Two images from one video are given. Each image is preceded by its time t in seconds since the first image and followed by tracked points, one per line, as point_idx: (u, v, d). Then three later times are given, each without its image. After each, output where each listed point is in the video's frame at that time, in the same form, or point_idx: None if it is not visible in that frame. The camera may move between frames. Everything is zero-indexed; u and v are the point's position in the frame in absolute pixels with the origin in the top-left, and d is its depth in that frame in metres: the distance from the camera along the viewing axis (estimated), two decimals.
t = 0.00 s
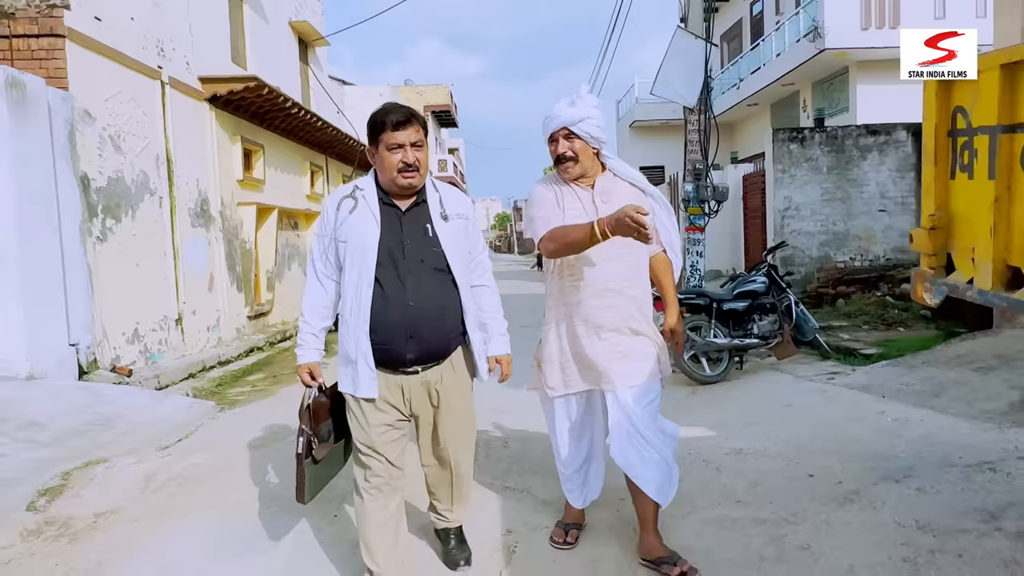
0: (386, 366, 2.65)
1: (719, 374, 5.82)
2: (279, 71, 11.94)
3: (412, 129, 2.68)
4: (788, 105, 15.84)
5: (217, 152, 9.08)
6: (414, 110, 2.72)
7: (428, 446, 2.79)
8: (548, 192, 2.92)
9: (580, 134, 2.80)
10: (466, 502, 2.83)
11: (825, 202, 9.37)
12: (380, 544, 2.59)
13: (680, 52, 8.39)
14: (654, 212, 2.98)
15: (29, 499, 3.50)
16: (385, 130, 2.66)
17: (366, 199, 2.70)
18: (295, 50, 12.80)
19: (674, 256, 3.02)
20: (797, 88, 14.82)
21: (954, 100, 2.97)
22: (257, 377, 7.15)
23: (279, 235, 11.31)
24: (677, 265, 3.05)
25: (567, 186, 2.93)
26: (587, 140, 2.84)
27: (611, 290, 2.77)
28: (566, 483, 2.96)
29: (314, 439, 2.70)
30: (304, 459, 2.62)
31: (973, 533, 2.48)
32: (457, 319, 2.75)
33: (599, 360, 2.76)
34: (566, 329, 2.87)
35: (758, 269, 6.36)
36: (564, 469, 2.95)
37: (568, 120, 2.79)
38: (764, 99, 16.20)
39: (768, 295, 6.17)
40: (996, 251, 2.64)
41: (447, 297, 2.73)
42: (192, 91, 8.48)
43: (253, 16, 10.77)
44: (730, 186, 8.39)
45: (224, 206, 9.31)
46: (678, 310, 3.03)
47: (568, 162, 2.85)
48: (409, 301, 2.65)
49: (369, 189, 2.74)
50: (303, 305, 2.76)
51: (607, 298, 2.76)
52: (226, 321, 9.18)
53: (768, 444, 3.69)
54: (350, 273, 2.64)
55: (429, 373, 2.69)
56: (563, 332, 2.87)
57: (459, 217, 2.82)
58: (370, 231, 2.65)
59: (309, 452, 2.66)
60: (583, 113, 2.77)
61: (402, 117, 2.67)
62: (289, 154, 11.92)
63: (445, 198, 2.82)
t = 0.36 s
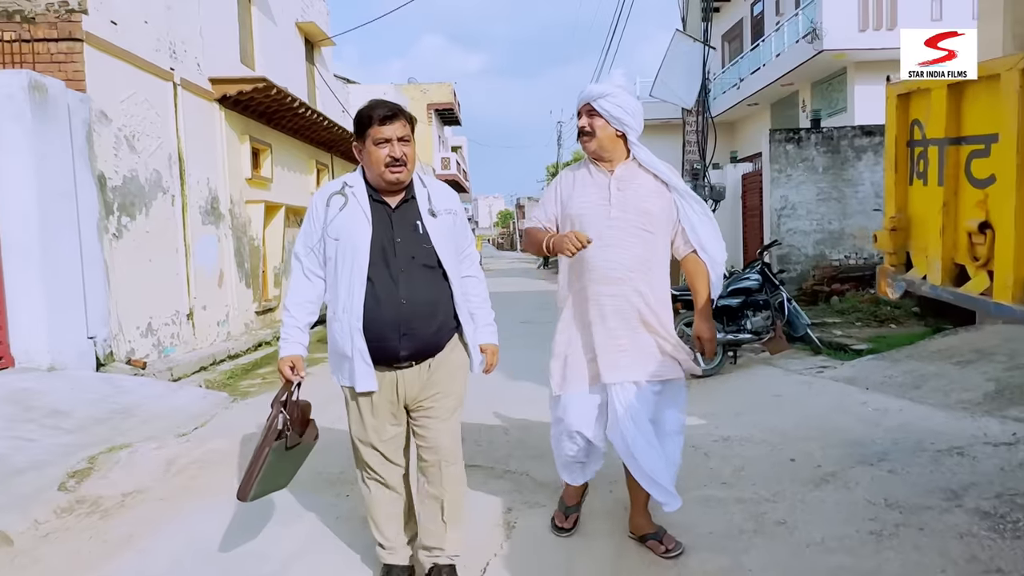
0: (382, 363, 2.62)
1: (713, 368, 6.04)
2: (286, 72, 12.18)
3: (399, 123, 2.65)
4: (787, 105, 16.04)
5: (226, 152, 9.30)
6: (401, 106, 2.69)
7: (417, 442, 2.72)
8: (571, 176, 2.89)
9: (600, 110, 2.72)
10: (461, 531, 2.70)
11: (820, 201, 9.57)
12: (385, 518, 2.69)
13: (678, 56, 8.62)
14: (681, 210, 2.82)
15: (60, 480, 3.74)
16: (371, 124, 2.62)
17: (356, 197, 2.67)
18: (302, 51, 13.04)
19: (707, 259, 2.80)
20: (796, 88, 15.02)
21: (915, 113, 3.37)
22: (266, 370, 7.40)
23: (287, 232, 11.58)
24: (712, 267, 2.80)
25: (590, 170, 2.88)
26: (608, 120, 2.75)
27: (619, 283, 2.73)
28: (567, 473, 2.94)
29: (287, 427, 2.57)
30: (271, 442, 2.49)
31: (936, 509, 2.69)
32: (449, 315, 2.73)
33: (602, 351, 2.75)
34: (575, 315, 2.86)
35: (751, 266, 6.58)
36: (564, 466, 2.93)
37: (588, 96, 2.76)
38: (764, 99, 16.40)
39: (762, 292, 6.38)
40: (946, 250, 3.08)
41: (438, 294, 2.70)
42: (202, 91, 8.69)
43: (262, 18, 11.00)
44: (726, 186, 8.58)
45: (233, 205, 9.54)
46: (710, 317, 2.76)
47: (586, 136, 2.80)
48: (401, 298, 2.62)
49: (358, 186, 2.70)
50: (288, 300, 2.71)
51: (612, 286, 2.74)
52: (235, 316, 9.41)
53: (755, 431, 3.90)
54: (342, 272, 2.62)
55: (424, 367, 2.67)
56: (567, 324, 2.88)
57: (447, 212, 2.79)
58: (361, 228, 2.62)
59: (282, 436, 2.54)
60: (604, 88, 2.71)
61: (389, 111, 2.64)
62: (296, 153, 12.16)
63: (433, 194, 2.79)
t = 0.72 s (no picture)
0: (380, 356, 2.69)
1: (706, 361, 6.27)
2: (291, 70, 12.40)
3: (424, 124, 2.70)
4: (785, 104, 16.25)
5: (233, 149, 9.51)
6: (426, 107, 2.74)
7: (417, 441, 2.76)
8: (551, 185, 2.93)
9: (578, 117, 2.74)
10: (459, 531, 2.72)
11: (814, 200, 9.79)
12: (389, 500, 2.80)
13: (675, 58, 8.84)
14: (658, 218, 2.92)
15: (86, 462, 3.97)
16: (396, 124, 2.67)
17: (375, 190, 2.76)
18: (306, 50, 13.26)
19: (685, 263, 2.93)
20: (794, 88, 15.23)
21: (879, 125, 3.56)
22: (274, 362, 7.63)
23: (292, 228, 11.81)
24: (691, 272, 2.93)
25: (567, 180, 2.91)
26: (587, 127, 2.79)
27: (601, 288, 2.76)
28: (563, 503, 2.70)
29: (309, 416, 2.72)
30: (295, 431, 2.62)
31: (902, 488, 2.92)
32: (457, 311, 2.76)
33: (586, 356, 2.75)
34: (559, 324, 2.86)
35: (744, 264, 6.80)
36: (562, 493, 2.70)
37: (567, 103, 2.78)
38: (762, 98, 16.60)
39: (754, 289, 6.60)
40: (901, 248, 3.26)
41: (445, 289, 2.74)
42: (211, 91, 8.90)
43: (268, 18, 11.22)
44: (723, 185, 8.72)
45: (240, 201, 9.75)
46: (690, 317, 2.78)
47: (566, 144, 2.82)
48: (404, 293, 2.68)
49: (379, 181, 2.78)
50: (305, 288, 2.82)
51: (592, 294, 2.76)
52: (242, 310, 9.64)
53: (741, 420, 4.12)
54: (354, 262, 2.71)
55: (423, 366, 2.70)
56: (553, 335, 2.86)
57: (464, 214, 2.83)
58: (375, 222, 2.70)
59: (305, 425, 2.70)
60: (582, 96, 2.74)
61: (414, 113, 2.69)
62: (301, 151, 12.38)
63: (452, 195, 2.83)
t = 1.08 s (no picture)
0: (395, 346, 2.73)
1: (705, 355, 6.48)
2: (299, 69, 12.59)
3: (448, 125, 2.71)
4: (786, 104, 16.42)
5: (244, 147, 9.71)
6: (451, 106, 2.75)
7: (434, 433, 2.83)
8: (538, 180, 3.03)
9: (566, 113, 2.85)
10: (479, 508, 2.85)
11: (813, 199, 9.99)
12: (390, 512, 2.69)
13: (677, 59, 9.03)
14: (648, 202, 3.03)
15: (115, 446, 4.19)
16: (421, 125, 2.70)
17: (397, 185, 2.79)
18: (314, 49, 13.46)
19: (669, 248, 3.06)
20: (795, 87, 15.40)
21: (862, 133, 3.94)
22: (285, 355, 7.85)
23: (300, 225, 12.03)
24: (674, 258, 3.05)
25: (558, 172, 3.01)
26: (575, 121, 2.90)
27: (598, 279, 2.87)
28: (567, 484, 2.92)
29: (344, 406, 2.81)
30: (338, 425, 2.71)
31: (885, 469, 3.14)
32: (473, 309, 2.78)
33: (585, 345, 2.85)
34: (557, 317, 2.95)
35: (743, 261, 7.00)
36: (567, 478, 2.92)
37: (553, 99, 2.88)
38: (764, 97, 16.77)
39: (752, 285, 6.81)
40: (881, 246, 3.64)
41: (461, 286, 2.76)
42: (223, 90, 9.11)
43: (277, 18, 11.42)
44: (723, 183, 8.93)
45: (251, 199, 9.97)
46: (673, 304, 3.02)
47: (554, 141, 2.94)
48: (421, 289, 2.72)
49: (402, 176, 2.82)
50: (334, 280, 2.90)
51: (590, 283, 2.86)
52: (252, 305, 9.86)
53: (737, 409, 4.33)
54: (375, 256, 2.76)
55: (438, 360, 2.75)
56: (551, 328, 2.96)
57: (485, 211, 2.83)
58: (396, 217, 2.74)
59: (343, 418, 2.77)
60: (570, 92, 2.85)
61: (438, 113, 2.71)
62: (309, 149, 12.60)
63: (473, 192, 2.85)
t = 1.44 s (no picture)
0: (409, 339, 2.79)
1: (706, 346, 6.71)
2: (310, 67, 12.84)
3: (441, 115, 2.79)
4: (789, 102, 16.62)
5: (257, 143, 9.94)
6: (441, 96, 2.82)
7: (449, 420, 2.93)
8: (571, 177, 3.03)
9: (611, 111, 2.85)
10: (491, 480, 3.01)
11: (814, 196, 10.21)
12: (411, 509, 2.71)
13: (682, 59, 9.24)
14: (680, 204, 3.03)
15: (148, 427, 4.43)
16: (414, 116, 2.76)
17: (393, 180, 2.86)
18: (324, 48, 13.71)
19: (697, 251, 3.07)
20: (797, 85, 15.61)
21: (852, 133, 4.85)
22: (299, 345, 8.10)
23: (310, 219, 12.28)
24: (700, 261, 3.08)
25: (591, 170, 3.02)
26: (619, 120, 2.92)
27: (627, 279, 2.85)
28: (584, 465, 3.10)
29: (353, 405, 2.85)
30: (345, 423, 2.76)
31: (874, 447, 3.37)
32: (479, 295, 2.85)
33: (612, 345, 2.84)
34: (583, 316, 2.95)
35: (744, 255, 7.22)
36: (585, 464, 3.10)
37: (600, 97, 2.86)
38: (766, 95, 16.97)
39: (753, 279, 7.03)
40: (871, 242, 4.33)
41: (467, 274, 2.83)
42: (238, 88, 9.34)
43: (289, 17, 11.66)
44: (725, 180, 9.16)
45: (264, 194, 10.21)
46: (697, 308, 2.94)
47: (598, 139, 2.92)
48: (429, 279, 2.77)
49: (396, 172, 2.89)
50: (338, 282, 2.96)
51: (618, 283, 2.85)
52: (265, 298, 10.10)
53: (737, 395, 4.56)
54: (380, 252, 2.82)
55: (450, 349, 2.81)
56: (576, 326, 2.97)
57: (482, 196, 2.92)
58: (396, 212, 2.81)
59: (350, 417, 2.82)
60: (617, 92, 2.85)
61: (430, 103, 2.78)
62: (319, 145, 12.85)
63: (468, 179, 2.94)
